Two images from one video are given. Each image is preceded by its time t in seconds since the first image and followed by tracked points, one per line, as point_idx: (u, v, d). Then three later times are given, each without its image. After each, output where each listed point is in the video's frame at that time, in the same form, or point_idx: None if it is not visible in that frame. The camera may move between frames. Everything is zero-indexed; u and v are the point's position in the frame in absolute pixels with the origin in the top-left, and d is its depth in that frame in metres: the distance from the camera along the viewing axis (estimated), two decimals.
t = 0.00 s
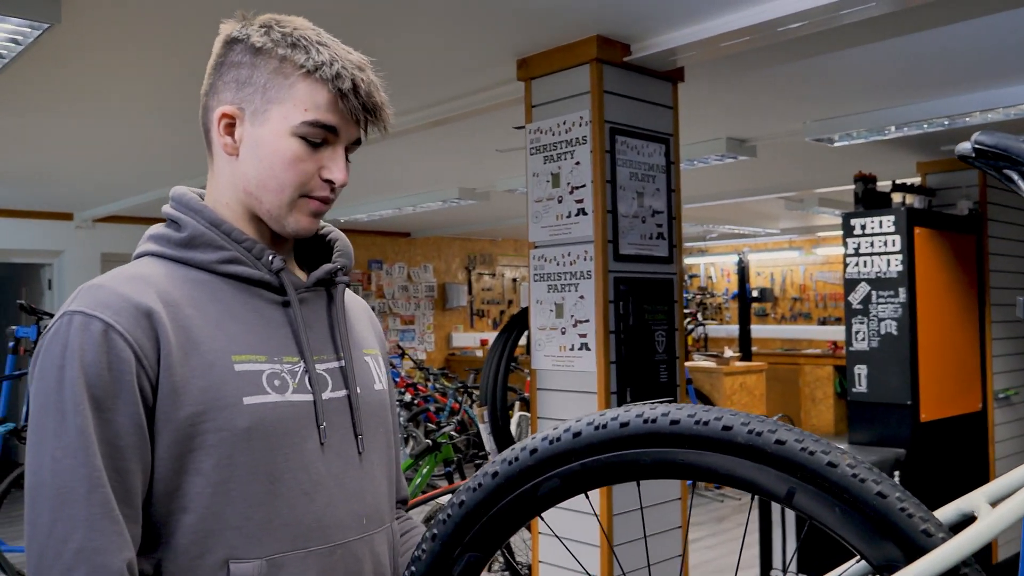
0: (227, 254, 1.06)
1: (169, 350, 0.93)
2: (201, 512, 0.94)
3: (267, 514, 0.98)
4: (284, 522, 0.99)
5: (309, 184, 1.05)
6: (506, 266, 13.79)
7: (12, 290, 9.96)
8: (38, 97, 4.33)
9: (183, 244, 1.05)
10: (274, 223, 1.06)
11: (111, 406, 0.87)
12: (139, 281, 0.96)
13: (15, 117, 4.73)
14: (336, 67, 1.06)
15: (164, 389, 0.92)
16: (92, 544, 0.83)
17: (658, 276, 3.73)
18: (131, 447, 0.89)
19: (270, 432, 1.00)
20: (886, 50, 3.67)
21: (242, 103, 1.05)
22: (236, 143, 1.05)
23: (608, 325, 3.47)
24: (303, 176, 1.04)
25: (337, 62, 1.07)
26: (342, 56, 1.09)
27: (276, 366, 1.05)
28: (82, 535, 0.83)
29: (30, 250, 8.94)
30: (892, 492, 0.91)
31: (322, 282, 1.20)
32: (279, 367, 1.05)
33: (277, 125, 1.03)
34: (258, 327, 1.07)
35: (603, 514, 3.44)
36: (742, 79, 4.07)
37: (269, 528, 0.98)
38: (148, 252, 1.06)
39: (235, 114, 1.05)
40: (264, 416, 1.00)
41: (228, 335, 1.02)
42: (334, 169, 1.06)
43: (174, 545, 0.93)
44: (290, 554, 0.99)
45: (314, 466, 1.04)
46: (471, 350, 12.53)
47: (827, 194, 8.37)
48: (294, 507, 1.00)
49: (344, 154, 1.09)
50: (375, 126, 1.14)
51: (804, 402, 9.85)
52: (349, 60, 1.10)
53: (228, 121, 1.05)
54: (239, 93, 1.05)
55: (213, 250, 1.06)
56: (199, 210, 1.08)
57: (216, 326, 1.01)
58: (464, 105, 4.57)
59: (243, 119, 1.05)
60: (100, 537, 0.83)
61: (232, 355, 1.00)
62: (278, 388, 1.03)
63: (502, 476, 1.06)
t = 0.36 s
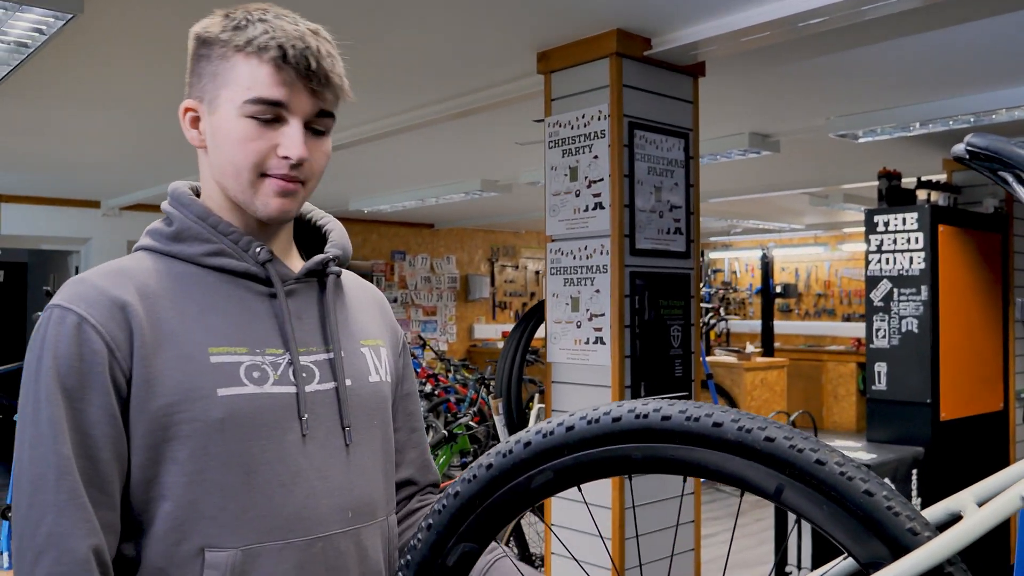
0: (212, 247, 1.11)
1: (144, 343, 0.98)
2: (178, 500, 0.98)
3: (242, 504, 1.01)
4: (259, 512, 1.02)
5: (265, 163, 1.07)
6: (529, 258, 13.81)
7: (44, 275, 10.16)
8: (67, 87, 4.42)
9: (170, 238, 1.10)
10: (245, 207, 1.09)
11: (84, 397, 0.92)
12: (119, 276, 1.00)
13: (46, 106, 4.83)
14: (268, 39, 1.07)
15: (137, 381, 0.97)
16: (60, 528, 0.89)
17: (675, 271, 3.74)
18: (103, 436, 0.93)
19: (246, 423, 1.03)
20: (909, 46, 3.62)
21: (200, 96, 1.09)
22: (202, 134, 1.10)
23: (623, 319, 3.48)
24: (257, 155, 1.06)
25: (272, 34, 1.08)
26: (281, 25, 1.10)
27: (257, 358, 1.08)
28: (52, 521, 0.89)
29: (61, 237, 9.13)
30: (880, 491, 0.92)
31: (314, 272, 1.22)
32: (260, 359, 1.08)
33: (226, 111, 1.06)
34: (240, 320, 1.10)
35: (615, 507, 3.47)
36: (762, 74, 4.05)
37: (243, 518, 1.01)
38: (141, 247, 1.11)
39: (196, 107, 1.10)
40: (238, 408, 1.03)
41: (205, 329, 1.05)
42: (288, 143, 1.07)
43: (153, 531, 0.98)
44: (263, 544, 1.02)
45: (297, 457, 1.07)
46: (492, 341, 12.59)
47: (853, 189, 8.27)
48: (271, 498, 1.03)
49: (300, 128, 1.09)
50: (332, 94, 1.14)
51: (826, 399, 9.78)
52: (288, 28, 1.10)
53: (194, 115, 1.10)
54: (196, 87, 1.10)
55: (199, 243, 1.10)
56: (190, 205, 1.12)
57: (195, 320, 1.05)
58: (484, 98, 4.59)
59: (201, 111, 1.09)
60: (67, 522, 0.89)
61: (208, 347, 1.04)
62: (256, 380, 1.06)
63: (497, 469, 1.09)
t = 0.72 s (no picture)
0: (190, 253, 1.13)
1: (120, 352, 1.01)
2: (162, 505, 1.01)
3: (224, 507, 1.04)
4: (242, 515, 1.05)
5: (255, 168, 1.09)
6: (534, 255, 13.82)
7: (51, 276, 10.22)
8: (71, 90, 4.46)
9: (149, 245, 1.13)
10: (232, 212, 1.11)
11: (61, 408, 0.95)
12: (97, 285, 1.03)
13: (50, 109, 4.86)
14: (255, 45, 1.10)
15: (113, 390, 0.99)
16: (40, 538, 0.92)
17: (676, 267, 3.75)
18: (81, 444, 0.96)
19: (226, 426, 1.06)
20: (908, 40, 3.63)
21: (182, 102, 1.11)
22: (185, 140, 1.12)
23: (624, 316, 3.50)
24: (246, 161, 1.08)
25: (257, 40, 1.11)
26: (265, 32, 1.12)
27: (237, 362, 1.11)
28: (31, 532, 0.92)
29: (68, 238, 9.17)
30: (863, 485, 0.94)
31: (295, 273, 1.24)
32: (240, 363, 1.11)
33: (212, 117, 1.08)
34: (221, 324, 1.12)
35: (617, 503, 3.50)
36: (761, 70, 4.05)
37: (226, 521, 1.04)
38: (122, 255, 1.14)
39: (177, 114, 1.11)
40: (217, 412, 1.05)
41: (185, 334, 1.08)
42: (277, 149, 1.09)
43: (138, 536, 1.01)
44: (247, 548, 1.05)
45: (281, 459, 1.09)
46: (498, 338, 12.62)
47: (857, 183, 8.26)
48: (254, 501, 1.06)
49: (287, 133, 1.12)
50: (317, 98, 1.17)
51: (833, 393, 9.77)
52: (273, 34, 1.13)
53: (175, 121, 1.12)
54: (177, 93, 1.12)
55: (177, 249, 1.13)
56: (168, 212, 1.15)
57: (175, 327, 1.08)
58: (484, 96, 4.61)
59: (184, 118, 1.11)
60: (45, 533, 0.92)
61: (186, 353, 1.06)
62: (236, 384, 1.09)
63: (488, 466, 1.11)
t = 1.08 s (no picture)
0: (192, 256, 1.14)
1: (125, 355, 1.02)
2: (163, 510, 1.02)
3: (226, 510, 1.05)
4: (243, 518, 1.06)
5: (253, 169, 1.10)
6: (536, 257, 13.84)
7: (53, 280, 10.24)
8: (74, 95, 4.47)
9: (149, 249, 1.14)
10: (231, 212, 1.12)
11: (65, 411, 0.96)
12: (100, 289, 1.04)
13: (53, 114, 4.87)
14: (251, 46, 1.11)
15: (117, 393, 1.00)
16: (44, 542, 0.92)
17: (677, 269, 3.76)
18: (86, 448, 0.97)
19: (228, 431, 1.07)
20: (908, 40, 3.64)
21: (180, 106, 1.12)
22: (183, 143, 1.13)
23: (626, 317, 3.51)
24: (244, 162, 1.09)
25: (253, 41, 1.12)
26: (261, 34, 1.13)
27: (239, 366, 1.12)
28: (36, 535, 0.92)
29: (72, 242, 9.20)
30: (862, 487, 0.94)
31: (294, 276, 1.25)
32: (242, 367, 1.12)
33: (209, 119, 1.09)
34: (222, 328, 1.13)
35: (620, 505, 3.50)
36: (761, 72, 4.06)
37: (228, 524, 1.05)
38: (120, 258, 1.15)
39: (176, 116, 1.13)
40: (219, 417, 1.06)
41: (186, 338, 1.09)
42: (275, 150, 1.10)
43: (142, 540, 1.02)
44: (249, 550, 1.06)
45: (282, 462, 1.10)
46: (500, 340, 12.63)
47: (858, 184, 8.26)
48: (255, 504, 1.07)
49: (285, 133, 1.13)
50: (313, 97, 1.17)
51: (835, 393, 9.77)
52: (268, 36, 1.14)
53: (172, 124, 1.13)
54: (174, 96, 1.13)
55: (179, 252, 1.14)
56: (168, 215, 1.16)
57: (178, 331, 1.09)
58: (484, 99, 4.62)
59: (183, 121, 1.12)
60: (49, 536, 0.93)
61: (190, 356, 1.08)
62: (238, 389, 1.10)
63: (490, 468, 1.12)
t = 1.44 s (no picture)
0: (199, 271, 1.14)
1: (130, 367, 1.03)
2: (165, 517, 1.03)
3: (224, 521, 1.06)
4: (241, 529, 1.06)
5: (210, 177, 1.11)
6: (537, 265, 13.84)
7: (54, 289, 10.25)
8: (78, 106, 4.49)
9: (161, 263, 1.15)
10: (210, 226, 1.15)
11: (71, 419, 0.98)
12: (108, 302, 1.06)
13: (56, 124, 4.90)
14: (197, 61, 1.12)
15: (122, 404, 1.02)
16: (48, 543, 0.94)
17: (677, 278, 3.77)
18: (91, 455, 0.99)
19: (227, 443, 1.07)
20: (907, 50, 3.65)
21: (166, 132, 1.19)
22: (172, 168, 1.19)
23: (626, 327, 3.52)
24: (203, 176, 1.11)
25: (200, 55, 1.13)
26: (210, 45, 1.14)
27: (240, 380, 1.11)
28: (40, 538, 0.94)
29: (74, 251, 9.22)
30: (863, 499, 0.95)
31: (302, 291, 1.23)
32: (243, 380, 1.12)
33: (175, 142, 1.14)
34: (225, 342, 1.13)
35: (621, 515, 3.49)
36: (761, 82, 4.08)
37: (225, 534, 1.05)
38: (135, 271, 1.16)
39: (164, 144, 1.19)
40: (218, 430, 1.07)
41: (189, 351, 1.09)
42: (227, 157, 1.11)
43: (144, 546, 1.03)
44: (246, 560, 1.06)
45: (280, 475, 1.10)
46: (501, 348, 12.63)
47: (859, 192, 8.27)
48: (252, 515, 1.07)
49: (242, 139, 1.13)
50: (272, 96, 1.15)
51: (837, 401, 9.76)
52: (217, 46, 1.14)
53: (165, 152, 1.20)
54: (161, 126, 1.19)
55: (187, 267, 1.15)
56: (175, 228, 1.18)
57: (181, 344, 1.09)
58: (485, 109, 4.63)
59: (167, 144, 1.18)
60: (53, 539, 0.94)
61: (191, 370, 1.08)
62: (237, 402, 1.10)
63: (492, 480, 1.12)
